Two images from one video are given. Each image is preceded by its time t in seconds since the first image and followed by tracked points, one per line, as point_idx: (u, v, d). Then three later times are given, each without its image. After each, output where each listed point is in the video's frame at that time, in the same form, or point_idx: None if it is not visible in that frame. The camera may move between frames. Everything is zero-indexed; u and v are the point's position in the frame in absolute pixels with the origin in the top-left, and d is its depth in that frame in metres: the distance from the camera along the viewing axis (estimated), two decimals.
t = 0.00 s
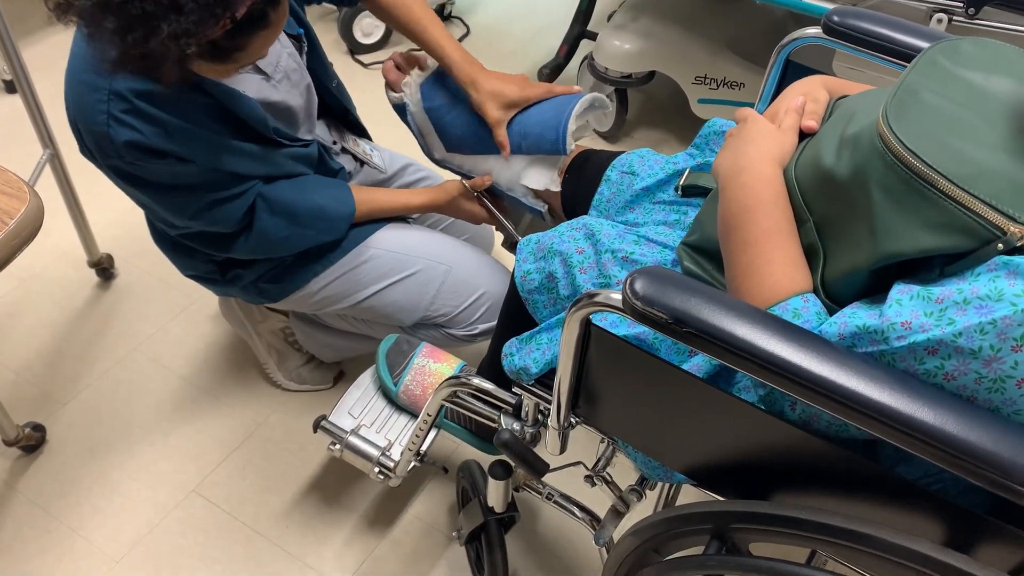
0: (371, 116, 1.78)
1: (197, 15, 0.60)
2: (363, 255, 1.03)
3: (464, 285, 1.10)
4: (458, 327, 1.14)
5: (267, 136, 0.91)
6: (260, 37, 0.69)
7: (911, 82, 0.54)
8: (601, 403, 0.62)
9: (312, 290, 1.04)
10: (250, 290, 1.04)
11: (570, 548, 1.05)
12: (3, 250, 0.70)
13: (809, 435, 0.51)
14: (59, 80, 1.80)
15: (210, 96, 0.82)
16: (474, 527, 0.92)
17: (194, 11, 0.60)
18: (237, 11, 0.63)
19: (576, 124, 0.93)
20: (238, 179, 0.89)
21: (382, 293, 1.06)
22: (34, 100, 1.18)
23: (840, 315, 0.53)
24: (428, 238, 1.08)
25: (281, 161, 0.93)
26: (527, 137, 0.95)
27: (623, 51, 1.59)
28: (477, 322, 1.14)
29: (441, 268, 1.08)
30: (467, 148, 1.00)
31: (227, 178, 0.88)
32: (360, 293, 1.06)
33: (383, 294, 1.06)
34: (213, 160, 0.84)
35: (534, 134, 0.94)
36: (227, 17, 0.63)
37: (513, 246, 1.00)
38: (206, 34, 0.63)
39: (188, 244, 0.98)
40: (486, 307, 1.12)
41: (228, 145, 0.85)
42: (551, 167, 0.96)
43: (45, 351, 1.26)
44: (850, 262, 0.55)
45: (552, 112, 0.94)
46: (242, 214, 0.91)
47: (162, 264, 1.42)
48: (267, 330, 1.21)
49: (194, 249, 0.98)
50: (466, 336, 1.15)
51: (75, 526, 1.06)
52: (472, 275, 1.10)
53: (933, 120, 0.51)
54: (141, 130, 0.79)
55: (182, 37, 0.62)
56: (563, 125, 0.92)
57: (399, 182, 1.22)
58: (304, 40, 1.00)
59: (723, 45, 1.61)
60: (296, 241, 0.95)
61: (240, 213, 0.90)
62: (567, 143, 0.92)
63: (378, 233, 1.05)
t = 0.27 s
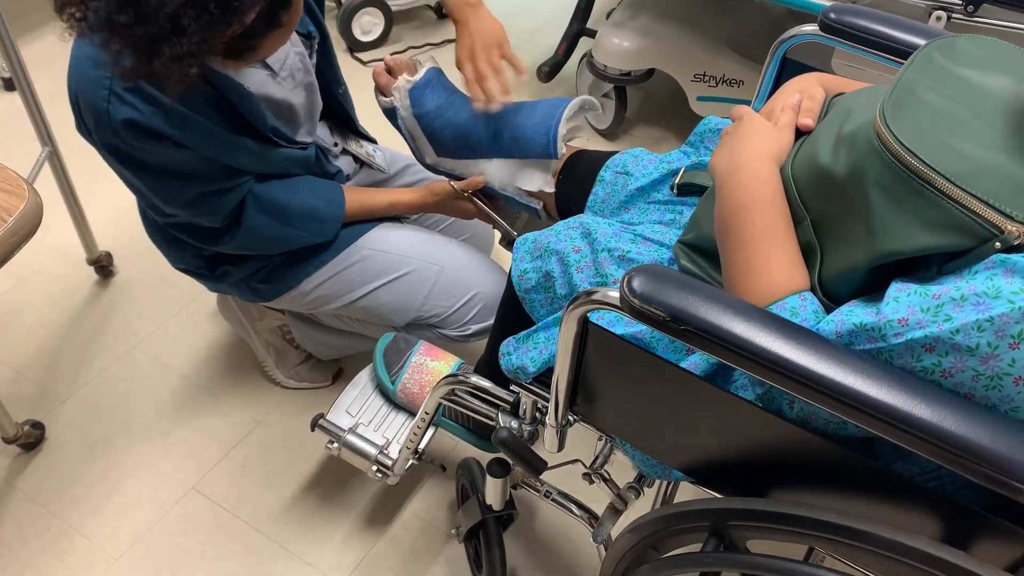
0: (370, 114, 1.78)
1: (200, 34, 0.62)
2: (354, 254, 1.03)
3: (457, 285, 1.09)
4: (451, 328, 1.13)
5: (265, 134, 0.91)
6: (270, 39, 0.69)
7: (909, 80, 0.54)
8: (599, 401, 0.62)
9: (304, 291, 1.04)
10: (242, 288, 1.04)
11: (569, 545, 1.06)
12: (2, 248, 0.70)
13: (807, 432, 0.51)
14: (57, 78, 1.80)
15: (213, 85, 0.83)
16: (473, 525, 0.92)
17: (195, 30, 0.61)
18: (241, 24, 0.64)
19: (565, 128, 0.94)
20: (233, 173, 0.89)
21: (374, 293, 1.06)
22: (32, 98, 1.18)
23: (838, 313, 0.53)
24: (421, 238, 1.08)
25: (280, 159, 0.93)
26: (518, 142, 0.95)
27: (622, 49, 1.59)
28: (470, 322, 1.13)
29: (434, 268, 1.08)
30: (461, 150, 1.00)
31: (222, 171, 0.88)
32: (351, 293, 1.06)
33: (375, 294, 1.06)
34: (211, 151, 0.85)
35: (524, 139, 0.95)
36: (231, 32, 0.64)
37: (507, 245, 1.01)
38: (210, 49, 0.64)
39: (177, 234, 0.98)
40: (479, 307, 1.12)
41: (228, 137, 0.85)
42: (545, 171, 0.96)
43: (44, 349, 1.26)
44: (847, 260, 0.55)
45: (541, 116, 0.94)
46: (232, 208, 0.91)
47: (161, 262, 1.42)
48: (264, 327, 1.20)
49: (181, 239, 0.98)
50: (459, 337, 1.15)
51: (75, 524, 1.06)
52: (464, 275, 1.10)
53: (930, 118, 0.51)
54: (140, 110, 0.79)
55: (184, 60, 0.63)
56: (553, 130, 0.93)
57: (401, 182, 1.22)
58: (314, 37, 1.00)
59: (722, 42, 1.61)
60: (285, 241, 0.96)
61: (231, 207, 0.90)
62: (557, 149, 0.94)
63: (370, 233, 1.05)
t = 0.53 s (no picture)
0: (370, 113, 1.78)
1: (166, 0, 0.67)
2: (349, 250, 1.03)
3: (454, 281, 1.09)
4: (449, 324, 1.12)
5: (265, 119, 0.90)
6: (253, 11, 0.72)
7: (910, 80, 0.54)
8: (599, 399, 0.62)
9: (301, 286, 1.05)
10: (236, 281, 1.04)
11: (569, 544, 1.06)
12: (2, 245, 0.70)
13: (808, 432, 0.51)
14: (57, 76, 1.80)
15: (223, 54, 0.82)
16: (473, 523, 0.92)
17: None
18: None
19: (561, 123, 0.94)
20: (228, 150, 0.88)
21: (371, 288, 1.06)
22: (32, 96, 1.17)
23: (838, 312, 0.53)
24: (418, 234, 1.08)
25: (276, 145, 0.92)
26: (513, 139, 0.96)
27: (622, 47, 1.58)
28: (468, 319, 1.12)
29: (430, 263, 1.07)
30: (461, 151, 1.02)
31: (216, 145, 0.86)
32: (348, 288, 1.06)
33: (371, 289, 1.06)
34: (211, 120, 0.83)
35: (520, 136, 0.96)
36: None
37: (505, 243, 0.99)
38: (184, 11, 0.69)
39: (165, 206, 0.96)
40: (477, 304, 1.10)
41: (230, 111, 0.84)
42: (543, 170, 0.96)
43: (43, 348, 1.25)
44: (848, 260, 0.55)
45: (536, 112, 0.95)
46: (219, 183, 0.89)
47: (160, 260, 1.42)
48: (264, 325, 1.20)
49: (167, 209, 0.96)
50: (458, 334, 1.14)
51: (75, 522, 1.06)
52: (462, 271, 1.09)
53: (931, 118, 0.51)
54: (146, 60, 0.76)
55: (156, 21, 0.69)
56: (548, 126, 0.94)
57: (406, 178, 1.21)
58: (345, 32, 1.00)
59: (722, 40, 1.60)
60: (271, 227, 0.95)
61: (218, 182, 0.88)
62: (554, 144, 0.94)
63: (366, 229, 1.05)
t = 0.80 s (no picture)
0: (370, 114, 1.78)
1: None
2: (323, 237, 1.01)
3: (431, 270, 1.06)
4: (427, 315, 1.09)
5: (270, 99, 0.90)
6: None
7: (911, 81, 0.54)
8: (599, 400, 0.62)
9: (276, 273, 1.03)
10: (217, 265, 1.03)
11: (568, 545, 1.06)
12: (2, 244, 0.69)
13: (808, 433, 0.51)
14: (57, 77, 1.80)
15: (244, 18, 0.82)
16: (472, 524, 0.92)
17: None
18: None
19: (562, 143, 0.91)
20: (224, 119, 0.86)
21: (346, 276, 1.04)
22: (32, 96, 1.17)
23: (839, 313, 0.53)
24: (396, 222, 1.05)
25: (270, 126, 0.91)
26: (511, 154, 0.94)
27: (622, 48, 1.58)
28: (446, 309, 1.09)
29: (407, 251, 1.04)
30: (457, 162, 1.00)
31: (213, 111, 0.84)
32: (321, 276, 1.04)
33: (346, 278, 1.04)
34: (215, 84, 0.82)
35: (519, 152, 0.93)
36: None
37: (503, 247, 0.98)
38: None
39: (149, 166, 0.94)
40: (454, 293, 1.07)
41: (236, 79, 0.83)
42: (539, 176, 0.94)
43: (43, 348, 1.25)
44: (849, 261, 0.55)
45: (537, 127, 0.92)
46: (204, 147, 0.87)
47: (160, 261, 1.41)
48: (259, 326, 1.22)
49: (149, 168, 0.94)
50: (436, 325, 1.11)
51: (74, 522, 1.06)
52: (440, 259, 1.06)
53: (932, 119, 0.51)
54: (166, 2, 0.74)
55: None
56: (548, 143, 0.90)
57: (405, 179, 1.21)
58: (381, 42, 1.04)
59: (722, 41, 1.60)
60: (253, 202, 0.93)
61: (205, 146, 0.86)
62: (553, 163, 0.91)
63: (341, 215, 1.02)
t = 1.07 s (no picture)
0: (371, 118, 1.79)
1: None
2: (321, 241, 1.01)
3: (428, 274, 1.06)
4: (423, 318, 1.10)
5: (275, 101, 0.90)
6: None
7: (912, 87, 0.54)
8: (600, 404, 0.62)
9: (274, 277, 1.03)
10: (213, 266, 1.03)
11: (568, 549, 1.06)
12: (5, 250, 0.70)
13: (808, 437, 0.51)
14: (59, 80, 1.80)
15: (259, 24, 0.82)
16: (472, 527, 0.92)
17: None
18: None
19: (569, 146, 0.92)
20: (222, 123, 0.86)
21: (343, 281, 1.04)
22: (35, 100, 1.18)
23: (839, 318, 0.53)
24: (392, 226, 1.06)
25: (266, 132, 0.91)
26: (517, 155, 0.95)
27: (623, 53, 1.59)
28: (442, 313, 1.10)
29: (404, 255, 1.04)
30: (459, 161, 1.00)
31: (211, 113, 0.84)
32: (318, 280, 1.04)
33: (343, 282, 1.04)
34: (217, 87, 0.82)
35: (525, 154, 0.94)
36: None
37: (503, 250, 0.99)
38: None
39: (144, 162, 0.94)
40: (451, 298, 1.08)
41: (238, 84, 0.83)
42: (544, 176, 0.94)
43: (45, 351, 1.26)
44: (848, 266, 0.55)
45: (544, 129, 0.93)
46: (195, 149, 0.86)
47: (162, 264, 1.42)
48: (258, 330, 1.23)
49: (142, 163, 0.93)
50: (432, 328, 1.11)
51: (75, 526, 1.06)
52: (436, 264, 1.06)
53: (932, 126, 0.51)
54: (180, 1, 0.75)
55: None
56: (555, 146, 0.92)
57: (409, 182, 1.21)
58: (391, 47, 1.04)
59: (723, 46, 1.61)
60: (239, 204, 0.93)
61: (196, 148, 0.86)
62: (559, 164, 0.92)
63: (338, 219, 1.03)
